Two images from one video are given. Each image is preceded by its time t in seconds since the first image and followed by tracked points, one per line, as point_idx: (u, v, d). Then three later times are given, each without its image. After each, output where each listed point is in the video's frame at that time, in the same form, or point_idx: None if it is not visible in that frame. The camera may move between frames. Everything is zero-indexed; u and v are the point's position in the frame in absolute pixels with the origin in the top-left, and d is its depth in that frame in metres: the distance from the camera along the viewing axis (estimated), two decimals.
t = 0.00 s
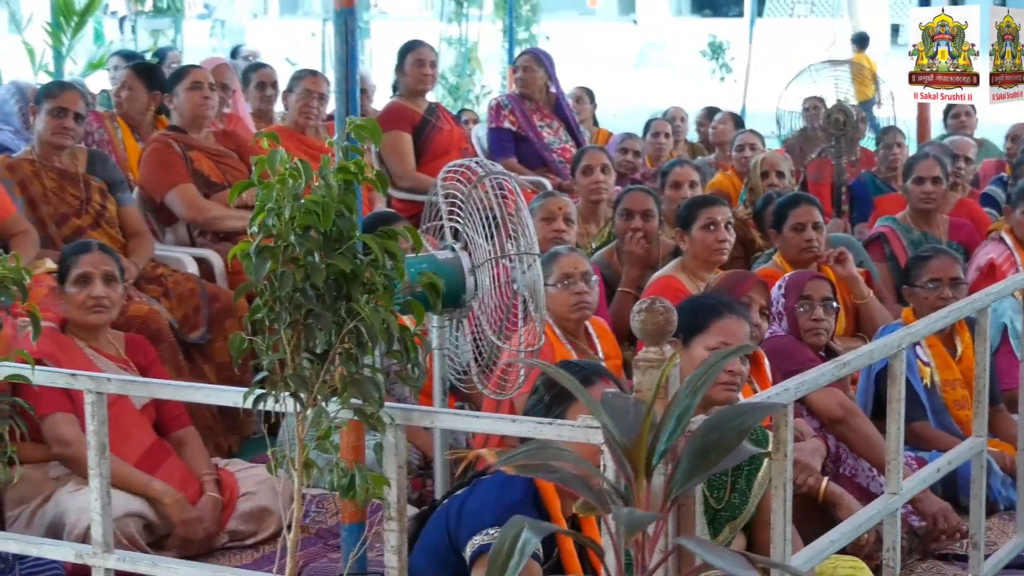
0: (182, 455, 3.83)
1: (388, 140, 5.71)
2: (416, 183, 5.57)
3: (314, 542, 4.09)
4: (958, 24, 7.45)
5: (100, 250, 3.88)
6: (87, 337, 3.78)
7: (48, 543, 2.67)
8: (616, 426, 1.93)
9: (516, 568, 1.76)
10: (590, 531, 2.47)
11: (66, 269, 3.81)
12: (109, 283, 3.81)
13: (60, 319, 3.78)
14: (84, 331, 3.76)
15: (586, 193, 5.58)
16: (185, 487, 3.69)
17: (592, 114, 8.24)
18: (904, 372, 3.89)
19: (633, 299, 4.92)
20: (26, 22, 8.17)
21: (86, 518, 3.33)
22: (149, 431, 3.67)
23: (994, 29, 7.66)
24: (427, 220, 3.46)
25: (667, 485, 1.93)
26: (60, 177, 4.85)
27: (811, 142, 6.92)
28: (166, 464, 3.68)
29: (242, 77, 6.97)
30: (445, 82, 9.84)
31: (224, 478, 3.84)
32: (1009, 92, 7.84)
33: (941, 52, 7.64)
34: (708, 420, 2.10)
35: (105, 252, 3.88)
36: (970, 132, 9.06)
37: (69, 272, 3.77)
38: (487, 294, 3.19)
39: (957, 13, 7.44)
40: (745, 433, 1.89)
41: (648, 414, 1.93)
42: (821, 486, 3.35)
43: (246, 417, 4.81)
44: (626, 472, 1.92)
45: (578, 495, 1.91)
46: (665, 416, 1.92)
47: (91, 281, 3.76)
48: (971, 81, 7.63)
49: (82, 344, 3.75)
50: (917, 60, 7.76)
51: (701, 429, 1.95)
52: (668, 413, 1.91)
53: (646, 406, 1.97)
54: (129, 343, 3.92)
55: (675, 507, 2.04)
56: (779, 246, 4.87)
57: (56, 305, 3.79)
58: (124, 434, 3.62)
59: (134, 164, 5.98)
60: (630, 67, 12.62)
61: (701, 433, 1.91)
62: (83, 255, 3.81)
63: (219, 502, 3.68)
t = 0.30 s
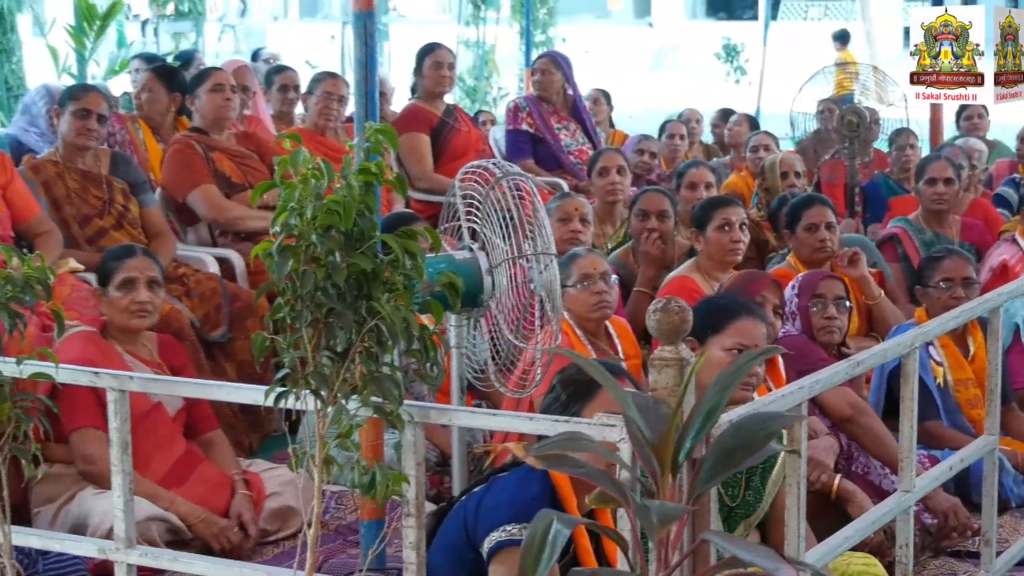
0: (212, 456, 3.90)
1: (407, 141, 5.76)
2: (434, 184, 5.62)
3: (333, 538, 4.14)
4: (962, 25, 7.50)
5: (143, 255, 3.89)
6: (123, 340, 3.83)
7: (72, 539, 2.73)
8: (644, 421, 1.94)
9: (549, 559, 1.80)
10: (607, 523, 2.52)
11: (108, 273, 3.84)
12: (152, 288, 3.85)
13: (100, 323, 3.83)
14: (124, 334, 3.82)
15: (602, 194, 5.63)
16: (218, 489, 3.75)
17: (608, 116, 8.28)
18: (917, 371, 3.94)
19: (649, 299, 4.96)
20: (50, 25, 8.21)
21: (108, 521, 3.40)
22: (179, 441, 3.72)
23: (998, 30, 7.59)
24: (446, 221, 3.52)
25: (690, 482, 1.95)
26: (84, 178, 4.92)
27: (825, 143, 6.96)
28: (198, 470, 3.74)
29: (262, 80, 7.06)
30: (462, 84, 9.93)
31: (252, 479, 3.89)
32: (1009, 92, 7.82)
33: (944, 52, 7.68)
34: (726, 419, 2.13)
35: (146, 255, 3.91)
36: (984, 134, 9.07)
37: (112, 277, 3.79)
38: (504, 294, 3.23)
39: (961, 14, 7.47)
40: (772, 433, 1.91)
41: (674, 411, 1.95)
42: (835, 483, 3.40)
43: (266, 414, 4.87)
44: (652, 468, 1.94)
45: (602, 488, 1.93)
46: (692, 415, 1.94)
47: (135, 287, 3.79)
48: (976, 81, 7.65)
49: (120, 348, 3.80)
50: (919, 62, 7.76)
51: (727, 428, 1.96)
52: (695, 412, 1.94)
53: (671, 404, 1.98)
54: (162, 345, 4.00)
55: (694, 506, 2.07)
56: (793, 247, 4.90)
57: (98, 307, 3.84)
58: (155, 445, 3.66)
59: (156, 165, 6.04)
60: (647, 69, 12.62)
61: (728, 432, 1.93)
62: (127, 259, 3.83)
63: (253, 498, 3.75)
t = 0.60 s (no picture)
0: (237, 457, 3.93)
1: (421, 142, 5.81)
2: (448, 184, 5.67)
3: (348, 534, 4.19)
4: (965, 25, 7.74)
5: (178, 262, 3.83)
6: (155, 348, 3.79)
7: (89, 535, 2.77)
8: (651, 420, 1.97)
9: (553, 560, 1.84)
10: (619, 524, 2.55)
11: (140, 281, 3.77)
12: (185, 298, 3.81)
13: (132, 327, 3.79)
14: (155, 341, 3.77)
15: (613, 194, 5.67)
16: (242, 491, 3.80)
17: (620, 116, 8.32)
18: (927, 369, 3.98)
19: (660, 298, 4.99)
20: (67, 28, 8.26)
21: (126, 520, 3.44)
22: (201, 445, 3.76)
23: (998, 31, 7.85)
24: (460, 220, 3.55)
25: (697, 479, 1.97)
26: (102, 179, 4.97)
27: (835, 144, 6.97)
28: (220, 473, 3.79)
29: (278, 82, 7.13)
30: (476, 86, 9.92)
31: (274, 481, 3.95)
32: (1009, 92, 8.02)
33: (947, 53, 7.83)
34: (737, 416, 2.16)
35: (179, 264, 3.84)
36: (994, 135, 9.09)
37: (143, 285, 3.73)
38: (518, 294, 3.27)
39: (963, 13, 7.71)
40: (777, 433, 1.93)
41: (681, 410, 1.97)
42: (844, 481, 3.44)
43: (283, 412, 4.93)
44: (659, 467, 1.97)
45: (610, 487, 1.96)
46: (697, 413, 1.96)
47: (168, 296, 3.75)
48: (979, 81, 7.78)
49: (150, 356, 3.77)
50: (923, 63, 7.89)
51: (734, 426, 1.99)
52: (701, 410, 1.96)
53: (677, 403, 2.01)
54: (191, 347, 4.02)
55: (703, 503, 2.10)
56: (804, 247, 4.93)
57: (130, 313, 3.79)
58: (177, 450, 3.70)
59: (171, 166, 6.10)
60: (658, 71, 12.77)
61: (734, 431, 1.96)
62: (160, 268, 3.76)
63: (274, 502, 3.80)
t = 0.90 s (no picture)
0: (257, 457, 3.97)
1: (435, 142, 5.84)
2: (463, 185, 5.69)
3: (363, 532, 4.21)
4: (970, 25, 7.91)
5: (200, 269, 3.84)
6: (179, 353, 3.82)
7: (106, 534, 2.80)
8: (663, 419, 1.98)
9: (564, 557, 1.86)
10: (633, 523, 2.57)
11: (160, 284, 3.79)
12: (208, 304, 3.83)
13: (155, 331, 3.81)
14: (178, 346, 3.79)
15: (627, 194, 5.69)
16: (262, 488, 3.84)
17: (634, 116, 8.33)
18: (941, 368, 3.99)
19: (674, 298, 5.00)
20: (85, 29, 8.46)
21: (143, 520, 3.46)
22: (222, 445, 3.81)
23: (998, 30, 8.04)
24: (473, 220, 3.57)
25: (709, 479, 1.98)
26: (119, 178, 5.00)
27: (848, 144, 7.08)
28: (239, 472, 3.83)
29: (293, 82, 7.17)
30: (491, 86, 10.03)
31: (293, 480, 4.00)
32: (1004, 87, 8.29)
33: (949, 52, 8.04)
34: (749, 416, 2.17)
35: (203, 271, 3.85)
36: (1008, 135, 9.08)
37: (167, 293, 3.75)
38: (532, 292, 3.31)
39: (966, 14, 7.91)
40: (789, 432, 1.94)
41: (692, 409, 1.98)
42: (858, 480, 3.45)
43: (298, 411, 4.95)
44: (671, 466, 1.97)
45: (623, 486, 1.98)
46: (710, 412, 1.97)
47: (192, 303, 3.77)
48: (983, 81, 8.06)
49: (173, 359, 3.79)
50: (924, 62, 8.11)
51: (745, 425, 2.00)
52: (713, 409, 1.97)
53: (689, 402, 2.02)
54: (215, 348, 4.08)
55: (717, 501, 2.11)
56: (818, 247, 4.93)
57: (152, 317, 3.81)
58: (198, 449, 3.75)
59: (187, 166, 6.14)
60: (672, 71, 12.91)
61: (745, 431, 1.97)
62: (184, 276, 3.77)
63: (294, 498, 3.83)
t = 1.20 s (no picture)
0: (267, 457, 3.98)
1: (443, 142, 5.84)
2: (472, 184, 5.70)
3: (371, 532, 4.21)
4: (974, 25, 8.01)
5: (212, 269, 3.85)
6: (190, 353, 3.83)
7: (115, 533, 2.81)
8: (680, 419, 1.98)
9: (585, 557, 1.86)
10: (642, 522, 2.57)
11: (171, 284, 3.80)
12: (220, 305, 3.84)
13: (167, 331, 3.83)
14: (188, 347, 3.81)
15: (637, 193, 5.70)
16: (270, 490, 3.85)
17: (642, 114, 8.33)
18: (951, 368, 3.99)
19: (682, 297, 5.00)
20: (94, 28, 8.49)
21: (152, 521, 3.46)
22: (233, 445, 3.82)
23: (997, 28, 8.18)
24: (482, 220, 3.58)
25: (725, 479, 1.98)
26: (127, 178, 5.02)
27: (859, 143, 7.09)
28: (248, 473, 3.84)
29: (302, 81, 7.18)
30: (500, 86, 9.94)
31: (303, 482, 4.01)
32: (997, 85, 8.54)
33: (952, 52, 8.13)
34: (760, 416, 2.17)
35: (215, 271, 3.87)
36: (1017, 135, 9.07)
37: (180, 294, 3.76)
38: (540, 293, 3.31)
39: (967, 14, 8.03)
40: (806, 433, 1.95)
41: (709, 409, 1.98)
42: (868, 480, 3.45)
43: (306, 410, 4.96)
44: (687, 465, 1.97)
45: (638, 485, 1.98)
46: (727, 413, 1.98)
47: (205, 304, 3.78)
48: (986, 80, 8.21)
49: (184, 359, 3.80)
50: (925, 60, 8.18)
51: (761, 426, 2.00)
52: (730, 410, 1.97)
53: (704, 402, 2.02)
54: (226, 348, 4.08)
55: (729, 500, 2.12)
56: (827, 247, 4.93)
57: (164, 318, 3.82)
58: (208, 449, 3.76)
59: (195, 165, 6.15)
60: (681, 71, 12.69)
61: (762, 431, 1.97)
62: (196, 276, 3.78)
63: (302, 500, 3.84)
